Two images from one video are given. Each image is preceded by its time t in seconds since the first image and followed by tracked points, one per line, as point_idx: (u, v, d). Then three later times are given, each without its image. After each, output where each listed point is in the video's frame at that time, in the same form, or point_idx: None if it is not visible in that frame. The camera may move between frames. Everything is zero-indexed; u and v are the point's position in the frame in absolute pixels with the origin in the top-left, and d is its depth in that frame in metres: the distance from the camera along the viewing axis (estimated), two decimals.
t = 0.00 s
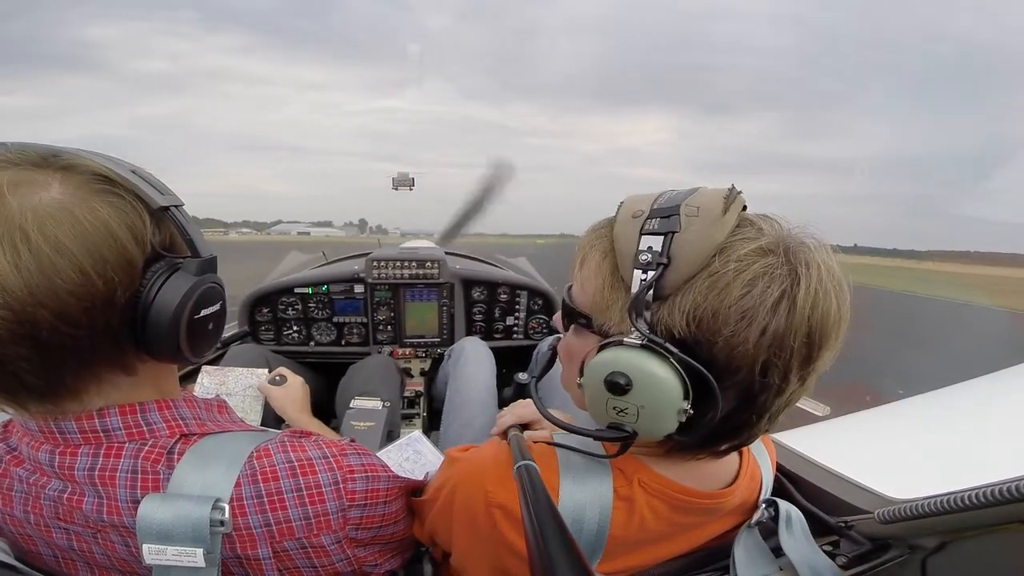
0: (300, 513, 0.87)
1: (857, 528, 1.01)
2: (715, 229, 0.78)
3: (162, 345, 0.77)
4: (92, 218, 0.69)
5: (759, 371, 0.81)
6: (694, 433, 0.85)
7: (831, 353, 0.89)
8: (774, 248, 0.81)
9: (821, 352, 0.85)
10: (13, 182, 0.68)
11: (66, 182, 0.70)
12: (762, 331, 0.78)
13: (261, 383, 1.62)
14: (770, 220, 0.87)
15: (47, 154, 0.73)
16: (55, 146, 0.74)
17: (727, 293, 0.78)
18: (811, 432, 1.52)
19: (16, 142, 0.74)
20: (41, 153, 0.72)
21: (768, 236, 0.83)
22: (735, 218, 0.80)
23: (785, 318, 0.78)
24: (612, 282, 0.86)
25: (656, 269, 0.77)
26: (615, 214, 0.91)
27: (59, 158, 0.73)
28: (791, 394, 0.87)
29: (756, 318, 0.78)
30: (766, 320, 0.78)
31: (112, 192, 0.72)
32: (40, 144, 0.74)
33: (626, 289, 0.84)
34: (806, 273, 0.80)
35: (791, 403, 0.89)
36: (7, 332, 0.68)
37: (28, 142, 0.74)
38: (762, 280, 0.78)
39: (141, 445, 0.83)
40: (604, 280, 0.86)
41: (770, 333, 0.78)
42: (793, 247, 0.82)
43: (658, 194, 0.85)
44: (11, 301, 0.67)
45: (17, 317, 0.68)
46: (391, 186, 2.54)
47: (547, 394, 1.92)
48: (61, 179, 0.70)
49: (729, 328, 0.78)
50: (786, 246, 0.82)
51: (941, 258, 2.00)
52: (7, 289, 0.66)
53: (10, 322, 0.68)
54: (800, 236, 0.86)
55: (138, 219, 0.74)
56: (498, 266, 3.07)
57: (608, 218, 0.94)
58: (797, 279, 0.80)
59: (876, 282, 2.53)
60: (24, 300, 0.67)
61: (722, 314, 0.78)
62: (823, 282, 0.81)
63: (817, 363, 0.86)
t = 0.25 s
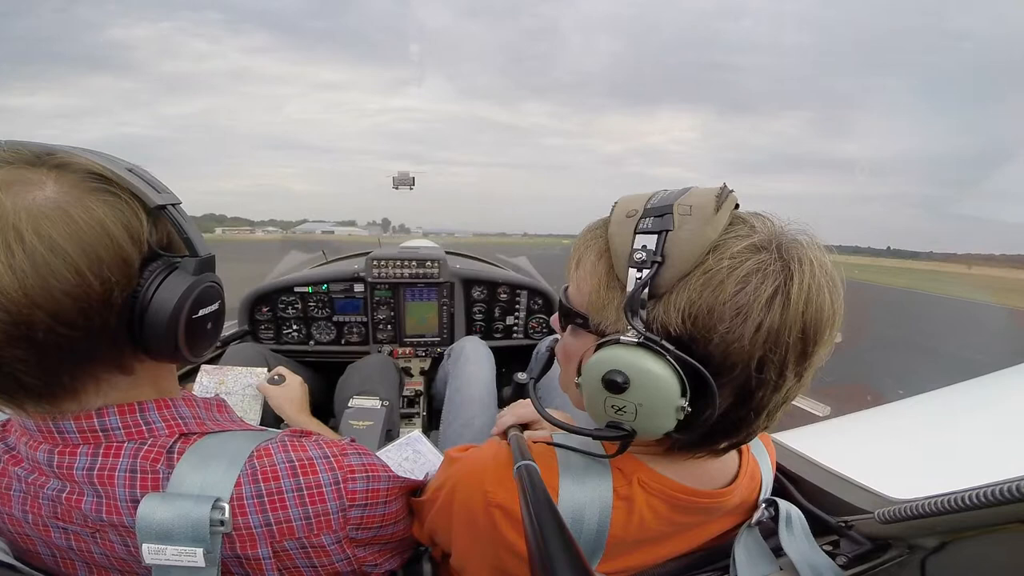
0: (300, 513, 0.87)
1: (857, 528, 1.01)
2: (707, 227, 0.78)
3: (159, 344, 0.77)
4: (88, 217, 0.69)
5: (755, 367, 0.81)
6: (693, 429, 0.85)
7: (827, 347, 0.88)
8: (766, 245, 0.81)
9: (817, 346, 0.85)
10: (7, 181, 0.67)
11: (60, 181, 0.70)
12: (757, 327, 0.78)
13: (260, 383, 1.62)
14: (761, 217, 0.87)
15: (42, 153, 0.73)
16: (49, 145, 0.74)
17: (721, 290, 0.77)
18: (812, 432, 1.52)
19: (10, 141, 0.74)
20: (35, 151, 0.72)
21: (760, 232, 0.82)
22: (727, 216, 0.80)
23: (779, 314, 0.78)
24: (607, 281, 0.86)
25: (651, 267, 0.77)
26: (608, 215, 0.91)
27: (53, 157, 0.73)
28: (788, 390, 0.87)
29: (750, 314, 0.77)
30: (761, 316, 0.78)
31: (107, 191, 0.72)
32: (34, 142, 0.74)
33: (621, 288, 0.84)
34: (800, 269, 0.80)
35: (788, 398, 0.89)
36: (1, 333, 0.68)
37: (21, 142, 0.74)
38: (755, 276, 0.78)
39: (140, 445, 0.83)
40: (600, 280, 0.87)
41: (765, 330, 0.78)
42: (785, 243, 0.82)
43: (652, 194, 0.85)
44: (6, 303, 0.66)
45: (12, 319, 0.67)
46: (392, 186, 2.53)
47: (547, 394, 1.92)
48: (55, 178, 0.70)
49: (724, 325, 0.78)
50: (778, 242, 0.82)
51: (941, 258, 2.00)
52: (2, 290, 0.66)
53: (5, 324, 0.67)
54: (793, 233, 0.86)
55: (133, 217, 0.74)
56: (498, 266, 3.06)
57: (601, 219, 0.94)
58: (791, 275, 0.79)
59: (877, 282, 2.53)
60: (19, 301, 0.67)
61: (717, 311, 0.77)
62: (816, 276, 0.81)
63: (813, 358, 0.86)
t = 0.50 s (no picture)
0: (301, 511, 0.87)
1: (857, 529, 1.01)
2: (696, 226, 0.78)
3: (165, 340, 0.77)
4: (95, 213, 0.70)
5: (750, 365, 0.81)
6: (690, 429, 0.85)
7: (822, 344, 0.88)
8: (757, 243, 0.81)
9: (812, 343, 0.85)
10: (17, 180, 0.68)
11: (68, 179, 0.70)
12: (750, 325, 0.78)
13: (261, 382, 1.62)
14: (751, 216, 0.87)
15: (50, 151, 0.73)
16: (56, 144, 0.74)
17: (713, 288, 0.78)
18: (813, 433, 1.52)
19: (20, 139, 0.74)
20: (44, 150, 0.73)
21: (751, 231, 0.83)
22: (718, 215, 0.81)
23: (772, 311, 0.78)
24: (602, 282, 0.86)
25: (643, 267, 0.77)
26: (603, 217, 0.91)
27: (61, 155, 0.73)
28: (784, 388, 0.86)
29: (743, 312, 0.78)
30: (754, 314, 0.78)
31: (115, 188, 0.73)
32: (42, 141, 0.74)
33: (615, 288, 0.84)
34: (791, 266, 0.80)
35: (783, 396, 0.88)
36: (11, 328, 0.68)
37: (29, 140, 0.74)
38: (747, 274, 0.78)
39: (141, 443, 0.83)
40: (594, 282, 0.87)
41: (758, 327, 0.78)
42: (776, 242, 0.82)
43: (645, 195, 0.85)
44: (16, 298, 0.67)
45: (22, 314, 0.68)
46: (395, 185, 2.53)
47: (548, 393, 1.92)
48: (63, 176, 0.71)
49: (718, 323, 0.78)
50: (768, 240, 0.82)
51: (942, 260, 2.00)
52: (12, 286, 0.66)
53: (15, 319, 0.68)
54: (785, 230, 0.86)
55: (140, 215, 0.74)
56: (499, 266, 3.07)
57: (596, 221, 0.94)
58: (782, 272, 0.80)
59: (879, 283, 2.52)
60: (30, 297, 0.67)
61: (710, 309, 0.78)
62: (808, 274, 0.81)
63: (808, 355, 0.86)
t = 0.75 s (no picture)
0: (301, 509, 0.88)
1: (857, 530, 1.02)
2: (691, 225, 0.79)
3: (170, 337, 0.77)
4: (104, 212, 0.70)
5: (746, 362, 0.81)
6: (688, 426, 0.85)
7: (819, 341, 0.88)
8: (753, 241, 0.82)
9: (809, 340, 0.85)
10: (27, 178, 0.68)
11: (76, 176, 0.71)
12: (746, 322, 0.78)
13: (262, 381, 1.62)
14: (747, 214, 0.87)
15: (58, 150, 0.73)
16: (64, 143, 0.75)
17: (708, 286, 0.78)
18: (813, 434, 1.52)
19: (29, 139, 0.74)
20: (53, 148, 0.73)
21: (746, 230, 0.83)
22: (713, 214, 0.81)
23: (767, 308, 0.79)
24: (600, 281, 0.86)
25: (639, 265, 0.78)
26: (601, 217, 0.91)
27: (69, 154, 0.73)
28: (781, 386, 0.86)
29: (738, 309, 0.78)
30: (749, 311, 0.78)
31: (122, 186, 0.73)
32: (50, 141, 0.74)
33: (613, 287, 0.84)
34: (785, 264, 0.80)
35: (781, 394, 0.88)
36: (21, 324, 0.69)
37: (38, 139, 0.74)
38: (742, 272, 0.79)
39: (143, 441, 0.83)
40: (593, 281, 0.87)
41: (754, 325, 0.79)
42: (771, 240, 0.83)
43: (642, 195, 0.86)
44: (27, 294, 0.67)
45: (32, 310, 0.68)
46: (396, 185, 2.54)
47: (548, 393, 1.92)
48: (71, 174, 0.71)
49: (713, 321, 0.78)
50: (763, 238, 0.82)
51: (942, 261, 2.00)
52: (22, 282, 0.67)
53: (26, 315, 0.68)
54: (782, 229, 0.86)
55: (147, 213, 0.75)
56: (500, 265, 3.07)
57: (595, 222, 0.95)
58: (777, 270, 0.80)
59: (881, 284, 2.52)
60: (39, 293, 0.68)
61: (705, 306, 0.78)
62: (803, 272, 0.82)
63: (805, 353, 0.86)
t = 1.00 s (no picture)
0: (301, 507, 0.88)
1: (857, 530, 1.01)
2: (690, 224, 0.79)
3: (171, 336, 0.77)
4: (105, 211, 0.70)
5: (746, 360, 0.81)
6: (689, 425, 0.85)
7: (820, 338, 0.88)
8: (752, 239, 0.82)
9: (809, 338, 0.85)
10: (29, 177, 0.68)
11: (78, 176, 0.71)
12: (746, 320, 0.78)
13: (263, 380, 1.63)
14: (745, 212, 0.87)
15: (61, 149, 0.73)
16: (66, 142, 0.75)
17: (708, 284, 0.78)
18: (813, 433, 1.52)
19: (31, 138, 0.75)
20: (55, 148, 0.73)
21: (745, 228, 0.83)
22: (713, 213, 0.81)
23: (767, 306, 0.79)
24: (600, 280, 0.86)
25: (640, 264, 0.78)
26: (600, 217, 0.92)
27: (71, 153, 0.73)
28: (782, 384, 0.86)
29: (738, 307, 0.78)
30: (749, 308, 0.78)
31: (123, 185, 0.73)
32: (52, 140, 0.74)
33: (613, 286, 0.85)
34: (785, 262, 0.80)
35: (781, 392, 0.88)
36: (22, 322, 0.69)
37: (40, 138, 0.75)
38: (742, 270, 0.79)
39: (143, 440, 0.83)
40: (593, 280, 0.87)
41: (753, 322, 0.78)
42: (770, 238, 0.83)
43: (641, 195, 0.86)
44: (28, 292, 0.68)
45: (33, 308, 0.68)
46: (396, 184, 2.54)
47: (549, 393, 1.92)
48: (73, 173, 0.71)
49: (714, 318, 0.78)
50: (762, 237, 0.82)
51: (943, 261, 2.00)
52: (24, 280, 0.67)
53: (27, 313, 0.69)
54: (779, 228, 0.86)
55: (148, 213, 0.75)
56: (501, 265, 3.06)
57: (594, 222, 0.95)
58: (776, 268, 0.80)
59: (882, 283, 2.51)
60: (40, 291, 0.68)
61: (706, 304, 0.78)
62: (802, 270, 0.82)
63: (805, 350, 0.86)
